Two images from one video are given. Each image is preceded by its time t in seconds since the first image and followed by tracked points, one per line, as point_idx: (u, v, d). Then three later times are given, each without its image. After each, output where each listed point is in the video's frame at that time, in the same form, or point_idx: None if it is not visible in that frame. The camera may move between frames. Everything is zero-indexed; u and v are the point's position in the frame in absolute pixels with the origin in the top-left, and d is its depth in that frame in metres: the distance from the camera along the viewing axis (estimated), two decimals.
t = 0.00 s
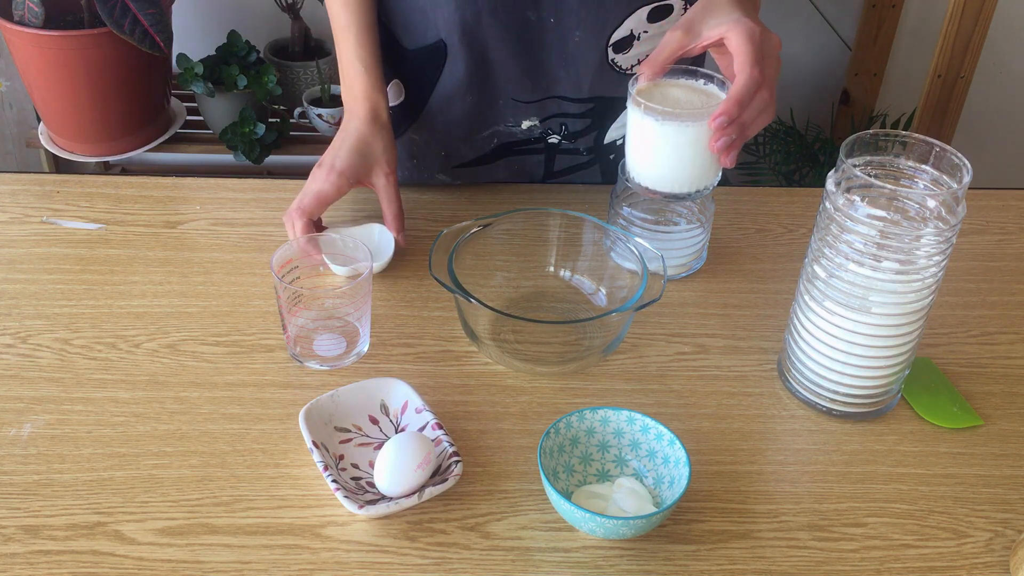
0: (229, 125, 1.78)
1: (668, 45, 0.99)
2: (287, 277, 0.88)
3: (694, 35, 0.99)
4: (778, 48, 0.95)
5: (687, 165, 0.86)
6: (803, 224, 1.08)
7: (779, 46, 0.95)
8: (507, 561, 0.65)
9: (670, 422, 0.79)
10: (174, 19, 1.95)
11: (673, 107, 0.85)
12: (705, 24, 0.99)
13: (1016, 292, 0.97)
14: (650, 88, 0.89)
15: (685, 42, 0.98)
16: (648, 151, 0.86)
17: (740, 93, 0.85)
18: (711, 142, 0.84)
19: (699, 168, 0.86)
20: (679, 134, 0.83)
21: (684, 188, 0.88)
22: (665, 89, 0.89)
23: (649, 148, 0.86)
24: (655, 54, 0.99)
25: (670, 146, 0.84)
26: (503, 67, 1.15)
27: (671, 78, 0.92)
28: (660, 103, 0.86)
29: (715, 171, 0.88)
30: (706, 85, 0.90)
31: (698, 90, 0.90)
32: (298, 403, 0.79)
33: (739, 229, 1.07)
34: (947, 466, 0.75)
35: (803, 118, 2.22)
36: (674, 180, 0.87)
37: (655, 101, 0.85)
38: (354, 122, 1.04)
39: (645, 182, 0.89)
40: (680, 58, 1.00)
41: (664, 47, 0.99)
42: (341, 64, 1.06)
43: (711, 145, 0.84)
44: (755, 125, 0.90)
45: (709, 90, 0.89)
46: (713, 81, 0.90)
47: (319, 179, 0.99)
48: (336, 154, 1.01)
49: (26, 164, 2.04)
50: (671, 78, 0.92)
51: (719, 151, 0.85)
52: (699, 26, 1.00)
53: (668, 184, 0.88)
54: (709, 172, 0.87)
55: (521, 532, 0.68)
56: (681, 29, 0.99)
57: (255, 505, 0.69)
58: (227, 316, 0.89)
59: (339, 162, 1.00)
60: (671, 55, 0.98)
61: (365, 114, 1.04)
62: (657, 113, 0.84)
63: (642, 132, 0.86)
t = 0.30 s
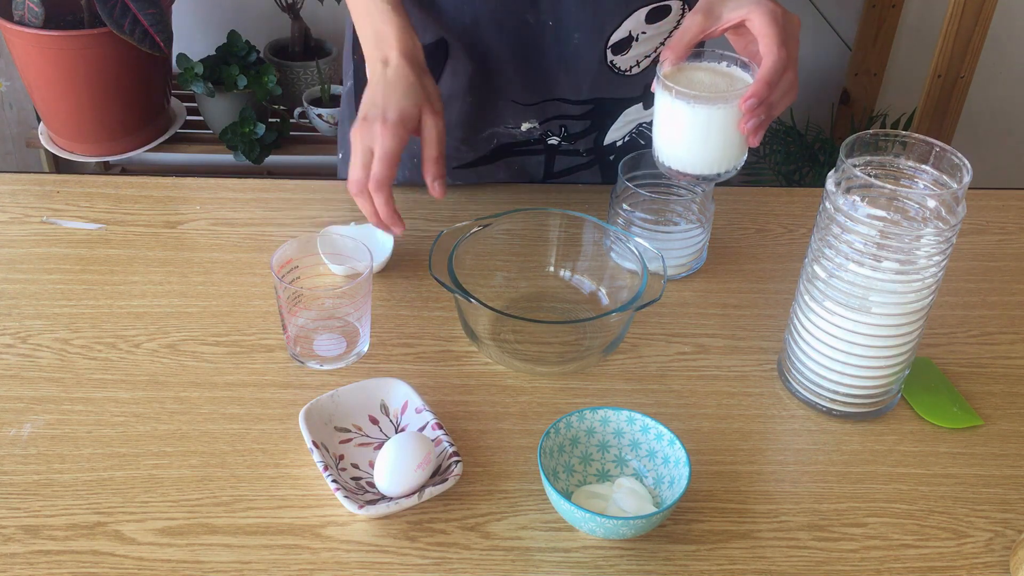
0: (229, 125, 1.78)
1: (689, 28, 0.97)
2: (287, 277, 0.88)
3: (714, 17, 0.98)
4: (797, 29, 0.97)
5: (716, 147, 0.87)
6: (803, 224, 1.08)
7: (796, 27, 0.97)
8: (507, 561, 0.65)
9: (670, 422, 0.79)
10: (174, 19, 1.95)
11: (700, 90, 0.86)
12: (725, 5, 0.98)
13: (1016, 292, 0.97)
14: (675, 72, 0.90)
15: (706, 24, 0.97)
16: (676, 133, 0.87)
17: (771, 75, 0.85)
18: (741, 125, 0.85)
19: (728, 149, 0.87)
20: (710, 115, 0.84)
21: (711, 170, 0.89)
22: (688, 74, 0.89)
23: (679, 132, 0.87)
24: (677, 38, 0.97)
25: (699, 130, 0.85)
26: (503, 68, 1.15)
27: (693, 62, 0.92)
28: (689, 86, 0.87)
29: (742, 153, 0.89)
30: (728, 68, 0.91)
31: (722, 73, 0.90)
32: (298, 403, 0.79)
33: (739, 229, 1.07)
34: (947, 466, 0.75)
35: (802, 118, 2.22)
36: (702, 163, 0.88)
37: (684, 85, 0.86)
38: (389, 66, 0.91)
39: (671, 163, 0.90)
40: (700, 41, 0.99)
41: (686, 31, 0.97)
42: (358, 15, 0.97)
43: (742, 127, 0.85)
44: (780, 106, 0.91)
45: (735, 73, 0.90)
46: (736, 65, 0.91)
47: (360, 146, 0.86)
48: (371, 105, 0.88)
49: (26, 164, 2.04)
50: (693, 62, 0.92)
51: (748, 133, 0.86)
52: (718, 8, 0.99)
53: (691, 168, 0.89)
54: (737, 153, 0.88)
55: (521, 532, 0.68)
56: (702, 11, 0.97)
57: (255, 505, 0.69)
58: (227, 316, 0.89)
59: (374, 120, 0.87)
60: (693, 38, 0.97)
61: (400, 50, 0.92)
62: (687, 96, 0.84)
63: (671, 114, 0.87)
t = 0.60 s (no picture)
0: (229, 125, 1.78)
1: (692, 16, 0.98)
2: (287, 277, 0.88)
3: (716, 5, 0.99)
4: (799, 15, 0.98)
5: (724, 136, 0.88)
6: (803, 224, 1.08)
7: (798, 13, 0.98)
8: (507, 561, 0.65)
9: (670, 423, 0.79)
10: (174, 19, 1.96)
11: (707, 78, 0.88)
12: None
13: (1016, 292, 0.97)
14: (681, 61, 0.92)
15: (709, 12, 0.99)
16: (683, 122, 0.89)
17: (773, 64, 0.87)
18: (748, 112, 0.87)
19: (735, 137, 0.89)
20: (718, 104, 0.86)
21: (718, 159, 0.91)
22: (695, 63, 0.92)
23: (687, 121, 0.89)
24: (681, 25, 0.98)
25: (707, 120, 0.87)
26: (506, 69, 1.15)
27: (697, 51, 0.94)
28: (695, 75, 0.89)
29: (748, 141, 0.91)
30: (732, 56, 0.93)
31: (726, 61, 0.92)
32: (298, 403, 0.79)
33: (739, 229, 1.07)
34: (947, 466, 0.75)
35: (802, 119, 2.22)
36: (711, 150, 0.90)
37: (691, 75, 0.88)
38: (403, 147, 0.82)
39: (679, 151, 0.92)
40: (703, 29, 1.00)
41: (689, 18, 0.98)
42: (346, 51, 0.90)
43: (749, 114, 0.87)
44: (783, 93, 0.92)
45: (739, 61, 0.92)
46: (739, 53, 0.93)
47: (401, 186, 0.82)
48: (395, 139, 0.84)
49: (26, 164, 2.04)
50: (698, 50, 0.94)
51: (754, 121, 0.88)
52: None
53: (698, 156, 0.91)
54: (743, 141, 0.90)
55: (521, 532, 0.68)
56: None
57: (255, 505, 0.69)
58: (227, 316, 0.89)
59: (404, 154, 0.82)
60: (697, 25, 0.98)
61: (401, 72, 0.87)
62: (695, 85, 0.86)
63: (680, 103, 0.89)
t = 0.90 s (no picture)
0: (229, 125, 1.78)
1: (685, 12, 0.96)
2: (287, 277, 0.88)
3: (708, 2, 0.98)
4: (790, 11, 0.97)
5: (716, 130, 0.89)
6: (803, 224, 1.08)
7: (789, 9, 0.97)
8: (507, 561, 0.65)
9: (670, 422, 0.79)
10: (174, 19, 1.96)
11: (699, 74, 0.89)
12: None
13: (1016, 292, 0.97)
14: (673, 56, 0.93)
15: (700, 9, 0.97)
16: (676, 116, 0.90)
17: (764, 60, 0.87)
18: (739, 108, 0.88)
19: (727, 132, 0.90)
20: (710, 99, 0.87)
21: (709, 153, 0.92)
22: (687, 59, 0.92)
23: (679, 115, 0.90)
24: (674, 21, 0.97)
25: (699, 114, 0.88)
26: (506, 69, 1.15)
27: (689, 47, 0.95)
28: (687, 71, 0.90)
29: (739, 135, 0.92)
30: (724, 52, 0.94)
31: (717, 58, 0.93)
32: (298, 403, 0.79)
33: (739, 229, 1.07)
34: (947, 466, 0.75)
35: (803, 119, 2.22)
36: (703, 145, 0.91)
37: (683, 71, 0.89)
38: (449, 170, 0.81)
39: (671, 145, 0.93)
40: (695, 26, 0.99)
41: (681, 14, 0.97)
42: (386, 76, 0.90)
43: (740, 110, 0.88)
44: (776, 89, 0.91)
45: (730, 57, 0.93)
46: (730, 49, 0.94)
47: (448, 211, 0.80)
48: (442, 163, 0.83)
49: (26, 164, 2.04)
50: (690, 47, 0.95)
51: (746, 116, 0.88)
52: None
53: (691, 150, 0.92)
54: (734, 135, 0.91)
55: (521, 532, 0.68)
56: None
57: (255, 505, 0.69)
58: (227, 316, 0.89)
59: (452, 176, 0.81)
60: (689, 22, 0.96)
61: (444, 94, 0.86)
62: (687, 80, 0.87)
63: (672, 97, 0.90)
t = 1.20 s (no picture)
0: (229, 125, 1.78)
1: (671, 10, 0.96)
2: (287, 277, 0.88)
3: None
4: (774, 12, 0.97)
5: (696, 127, 0.89)
6: (803, 224, 1.08)
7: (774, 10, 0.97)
8: (507, 561, 0.65)
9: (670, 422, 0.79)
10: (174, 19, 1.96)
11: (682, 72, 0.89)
12: None
13: (1016, 292, 0.97)
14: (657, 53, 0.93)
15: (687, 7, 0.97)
16: (657, 114, 0.91)
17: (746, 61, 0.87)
18: (719, 107, 0.88)
19: (706, 130, 0.90)
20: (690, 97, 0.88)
21: (691, 150, 0.92)
22: (671, 57, 0.92)
23: (660, 112, 0.90)
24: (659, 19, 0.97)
25: (680, 112, 0.88)
26: (507, 68, 1.15)
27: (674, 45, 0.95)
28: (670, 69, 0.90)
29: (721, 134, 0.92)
30: (709, 52, 0.94)
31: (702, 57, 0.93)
32: (298, 403, 0.79)
33: (739, 229, 1.07)
34: (947, 466, 0.75)
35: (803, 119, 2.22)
36: (684, 142, 0.91)
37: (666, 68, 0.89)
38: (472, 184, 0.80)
39: (653, 142, 0.93)
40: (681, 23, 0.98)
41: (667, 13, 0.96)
42: (407, 94, 0.89)
43: (719, 109, 0.88)
44: (756, 89, 0.91)
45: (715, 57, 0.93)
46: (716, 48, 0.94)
47: (472, 228, 0.78)
48: (465, 179, 0.81)
49: (26, 164, 2.04)
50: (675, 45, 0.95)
51: (726, 115, 0.88)
52: None
53: (673, 148, 0.92)
54: (715, 133, 0.91)
55: (521, 532, 0.68)
56: None
57: (255, 505, 0.69)
58: (227, 316, 0.89)
59: (475, 193, 0.79)
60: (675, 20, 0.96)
61: (464, 106, 0.85)
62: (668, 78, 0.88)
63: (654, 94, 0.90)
